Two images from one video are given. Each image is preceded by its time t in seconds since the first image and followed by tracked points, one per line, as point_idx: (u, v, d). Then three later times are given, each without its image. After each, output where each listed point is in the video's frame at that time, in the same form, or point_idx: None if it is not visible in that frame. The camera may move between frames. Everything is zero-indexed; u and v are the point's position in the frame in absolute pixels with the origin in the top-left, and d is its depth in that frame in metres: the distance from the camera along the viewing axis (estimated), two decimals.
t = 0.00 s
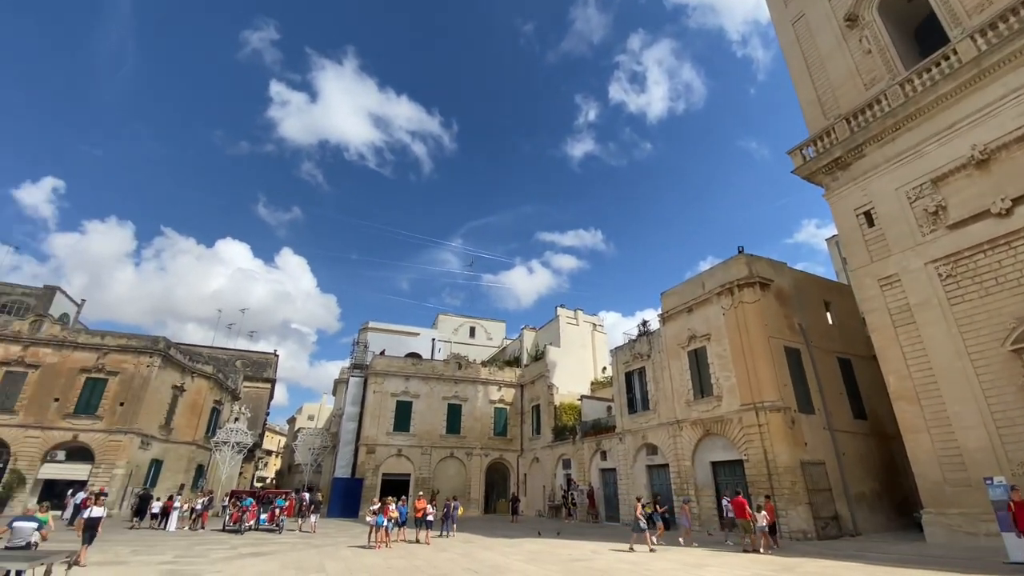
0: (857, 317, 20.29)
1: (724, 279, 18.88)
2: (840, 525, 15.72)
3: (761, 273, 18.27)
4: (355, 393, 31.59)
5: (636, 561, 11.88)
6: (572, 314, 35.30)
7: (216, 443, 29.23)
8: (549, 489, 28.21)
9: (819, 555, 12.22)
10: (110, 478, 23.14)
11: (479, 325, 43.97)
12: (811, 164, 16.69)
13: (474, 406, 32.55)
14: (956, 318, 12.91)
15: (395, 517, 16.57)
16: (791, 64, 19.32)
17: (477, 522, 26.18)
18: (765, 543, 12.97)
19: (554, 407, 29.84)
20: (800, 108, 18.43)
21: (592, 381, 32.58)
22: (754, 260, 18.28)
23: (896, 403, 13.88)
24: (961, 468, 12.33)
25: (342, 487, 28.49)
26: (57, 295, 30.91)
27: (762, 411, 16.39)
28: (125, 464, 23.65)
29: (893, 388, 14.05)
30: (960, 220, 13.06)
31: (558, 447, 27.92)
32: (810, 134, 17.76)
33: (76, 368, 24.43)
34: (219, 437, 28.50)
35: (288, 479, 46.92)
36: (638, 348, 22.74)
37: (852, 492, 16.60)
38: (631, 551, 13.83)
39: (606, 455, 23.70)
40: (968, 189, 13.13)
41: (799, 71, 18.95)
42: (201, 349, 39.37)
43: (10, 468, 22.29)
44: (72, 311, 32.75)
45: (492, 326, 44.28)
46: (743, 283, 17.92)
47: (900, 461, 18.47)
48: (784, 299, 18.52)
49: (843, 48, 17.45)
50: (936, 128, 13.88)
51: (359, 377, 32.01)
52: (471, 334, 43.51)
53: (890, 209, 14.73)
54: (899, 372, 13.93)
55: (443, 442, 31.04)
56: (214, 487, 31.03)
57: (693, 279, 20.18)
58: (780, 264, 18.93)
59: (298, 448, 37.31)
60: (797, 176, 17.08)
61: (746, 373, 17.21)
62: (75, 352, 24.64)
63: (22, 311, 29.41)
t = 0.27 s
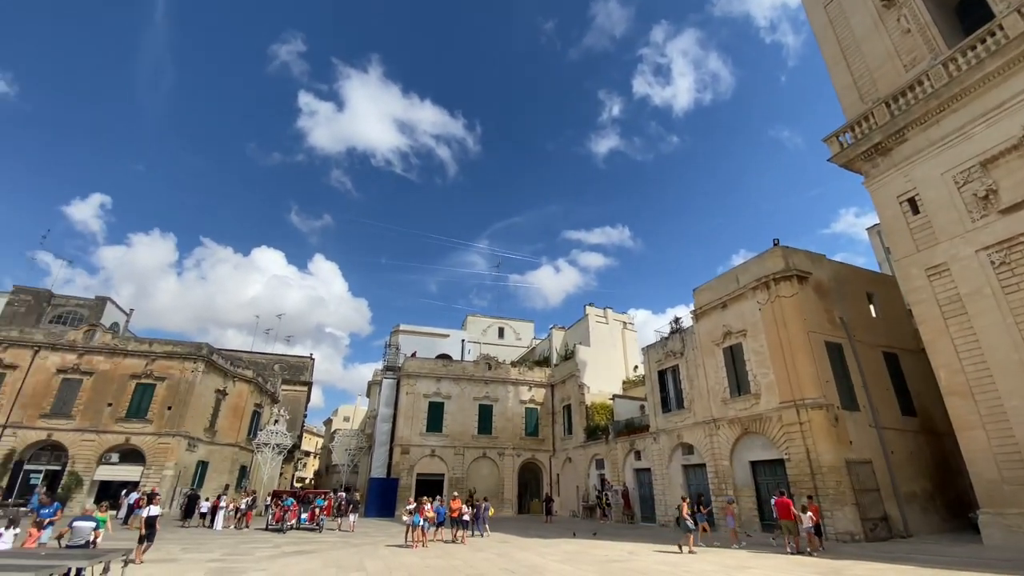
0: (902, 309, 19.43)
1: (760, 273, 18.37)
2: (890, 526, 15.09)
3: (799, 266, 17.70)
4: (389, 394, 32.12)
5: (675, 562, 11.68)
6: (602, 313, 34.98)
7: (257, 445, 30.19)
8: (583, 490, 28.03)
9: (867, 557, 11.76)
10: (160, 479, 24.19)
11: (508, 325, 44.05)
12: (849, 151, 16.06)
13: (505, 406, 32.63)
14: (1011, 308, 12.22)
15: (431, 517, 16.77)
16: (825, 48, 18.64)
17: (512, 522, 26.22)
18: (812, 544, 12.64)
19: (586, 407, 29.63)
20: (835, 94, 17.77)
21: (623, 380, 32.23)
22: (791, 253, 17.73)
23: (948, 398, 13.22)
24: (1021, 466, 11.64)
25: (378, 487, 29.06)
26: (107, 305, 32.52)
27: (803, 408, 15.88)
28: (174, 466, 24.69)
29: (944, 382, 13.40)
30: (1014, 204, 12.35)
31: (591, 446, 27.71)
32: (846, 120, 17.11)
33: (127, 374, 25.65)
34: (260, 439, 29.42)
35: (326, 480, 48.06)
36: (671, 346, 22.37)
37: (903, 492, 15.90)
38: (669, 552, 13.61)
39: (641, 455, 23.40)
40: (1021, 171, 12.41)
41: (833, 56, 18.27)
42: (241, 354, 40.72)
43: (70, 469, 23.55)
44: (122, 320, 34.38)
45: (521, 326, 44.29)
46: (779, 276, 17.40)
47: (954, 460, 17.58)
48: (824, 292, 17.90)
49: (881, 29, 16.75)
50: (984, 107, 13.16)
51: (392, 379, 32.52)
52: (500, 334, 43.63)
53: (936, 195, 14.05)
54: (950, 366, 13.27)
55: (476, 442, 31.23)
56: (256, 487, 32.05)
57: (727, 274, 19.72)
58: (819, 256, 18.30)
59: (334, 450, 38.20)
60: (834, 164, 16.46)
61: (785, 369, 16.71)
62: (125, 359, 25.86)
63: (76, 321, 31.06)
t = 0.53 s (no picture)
0: (949, 300, 18.56)
1: (795, 266, 17.82)
2: (941, 528, 14.43)
3: (836, 257, 17.10)
4: (419, 395, 32.50)
5: (713, 564, 11.45)
6: (630, 311, 34.56)
7: (294, 446, 30.99)
8: (615, 490, 27.76)
9: (917, 560, 11.26)
10: (205, 480, 25.11)
11: (535, 325, 43.98)
12: (887, 137, 15.44)
13: (534, 406, 32.59)
14: None
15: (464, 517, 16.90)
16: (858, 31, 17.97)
17: (544, 522, 26.18)
18: (859, 546, 12.21)
19: (616, 406, 29.34)
20: (870, 78, 17.10)
21: (654, 379, 31.79)
22: (827, 244, 17.15)
23: (1001, 392, 12.55)
24: None
25: (411, 487, 29.35)
26: (151, 313, 33.92)
27: (844, 405, 15.34)
28: (216, 466, 25.57)
29: (997, 376, 12.73)
30: None
31: (623, 446, 27.43)
32: (883, 104, 16.45)
33: (171, 379, 26.71)
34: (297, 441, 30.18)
35: (360, 480, 48.99)
36: (703, 343, 21.93)
37: (954, 492, 15.18)
38: (705, 554, 13.36)
39: (674, 455, 23.03)
40: None
41: (867, 38, 17.59)
42: (276, 358, 41.90)
43: (120, 471, 24.65)
44: (165, 327, 35.83)
45: (548, 326, 44.17)
46: (816, 269, 16.85)
47: (1010, 458, 16.68)
48: (864, 284, 17.25)
49: (918, 8, 16.05)
50: None
51: (422, 380, 32.89)
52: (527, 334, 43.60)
53: (983, 180, 13.36)
54: (1003, 358, 12.60)
55: (506, 442, 31.29)
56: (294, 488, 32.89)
57: (760, 268, 19.21)
58: (857, 247, 17.65)
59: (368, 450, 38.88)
60: (872, 151, 15.85)
61: (825, 365, 16.17)
62: (169, 364, 26.94)
63: (123, 329, 32.52)
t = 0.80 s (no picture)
0: (1001, 289, 17.62)
1: (832, 258, 17.23)
2: (997, 529, 13.70)
3: (876, 248, 16.45)
4: (449, 396, 32.77)
5: (752, 566, 11.17)
6: (659, 308, 34.01)
7: (329, 448, 31.66)
8: (649, 490, 27.38)
9: (971, 562, 10.72)
10: (245, 481, 25.92)
11: (563, 325, 43.78)
12: (928, 120, 14.77)
13: (564, 406, 32.43)
14: None
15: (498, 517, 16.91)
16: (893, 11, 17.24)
17: (577, 523, 26.02)
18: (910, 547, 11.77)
19: (647, 405, 28.94)
20: (907, 60, 16.39)
21: (685, 377, 31.23)
22: (866, 234, 16.52)
23: None
24: None
25: (443, 487, 29.62)
26: (192, 320, 35.21)
27: (889, 401, 14.74)
28: (256, 468, 26.36)
29: None
30: None
31: (655, 446, 27.04)
32: (922, 86, 15.74)
33: (212, 384, 27.67)
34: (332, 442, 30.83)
35: (394, 480, 49.75)
36: (737, 339, 21.43)
37: (1011, 491, 14.40)
38: (743, 555, 13.04)
39: (709, 454, 22.57)
40: None
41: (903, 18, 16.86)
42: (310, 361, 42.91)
43: (166, 473, 25.67)
44: (204, 334, 37.14)
45: (575, 325, 43.91)
46: (855, 260, 16.25)
47: None
48: (906, 275, 16.54)
49: None
50: None
51: (452, 381, 33.15)
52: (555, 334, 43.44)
53: None
54: None
55: (536, 442, 31.24)
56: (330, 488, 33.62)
57: (796, 261, 18.64)
58: (898, 236, 16.95)
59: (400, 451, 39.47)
60: (912, 136, 15.19)
61: (867, 360, 15.58)
62: (210, 370, 27.92)
63: (166, 336, 33.86)
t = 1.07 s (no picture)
0: None
1: (873, 248, 16.55)
2: None
3: (921, 236, 15.73)
4: (480, 397, 32.92)
5: (795, 569, 10.83)
6: (691, 305, 33.35)
7: (364, 449, 32.25)
8: (685, 491, 26.87)
9: None
10: (285, 482, 26.66)
11: (592, 324, 43.44)
12: (972, 101, 14.05)
13: (595, 406, 32.16)
14: None
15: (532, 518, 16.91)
16: None
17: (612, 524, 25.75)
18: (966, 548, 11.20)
19: (681, 404, 28.41)
20: (947, 38, 15.62)
21: (720, 375, 30.55)
22: (909, 223, 15.81)
23: None
24: None
25: (476, 488, 29.74)
26: (231, 327, 36.45)
27: (939, 397, 14.07)
28: (295, 469, 27.08)
29: None
30: None
31: (691, 445, 26.54)
32: (965, 65, 14.97)
33: (251, 388, 28.58)
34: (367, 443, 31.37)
35: (428, 481, 50.30)
36: (773, 335, 20.83)
37: None
38: (787, 558, 12.62)
39: (747, 454, 22.00)
40: None
41: None
42: (344, 365, 43.82)
43: (211, 474, 26.62)
44: (243, 340, 38.40)
45: (605, 324, 43.51)
46: (898, 249, 15.58)
47: None
48: (955, 263, 15.75)
49: None
50: None
51: (482, 382, 33.30)
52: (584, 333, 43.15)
53: None
54: None
55: (568, 442, 31.06)
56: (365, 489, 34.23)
57: (834, 253, 17.99)
58: (945, 223, 16.16)
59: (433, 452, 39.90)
60: (956, 118, 14.47)
61: (913, 354, 14.91)
62: (249, 374, 28.86)
63: (207, 342, 35.15)
